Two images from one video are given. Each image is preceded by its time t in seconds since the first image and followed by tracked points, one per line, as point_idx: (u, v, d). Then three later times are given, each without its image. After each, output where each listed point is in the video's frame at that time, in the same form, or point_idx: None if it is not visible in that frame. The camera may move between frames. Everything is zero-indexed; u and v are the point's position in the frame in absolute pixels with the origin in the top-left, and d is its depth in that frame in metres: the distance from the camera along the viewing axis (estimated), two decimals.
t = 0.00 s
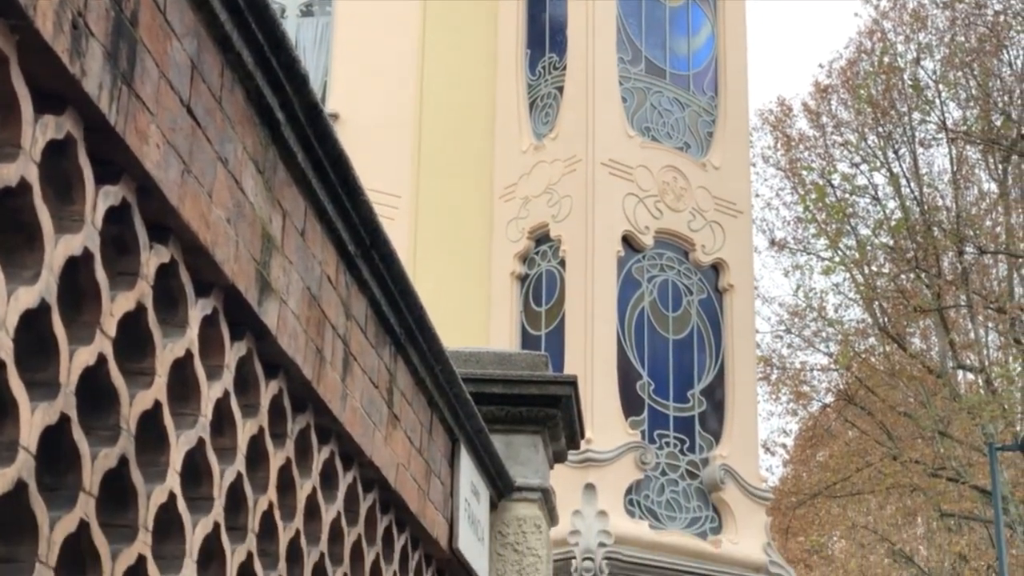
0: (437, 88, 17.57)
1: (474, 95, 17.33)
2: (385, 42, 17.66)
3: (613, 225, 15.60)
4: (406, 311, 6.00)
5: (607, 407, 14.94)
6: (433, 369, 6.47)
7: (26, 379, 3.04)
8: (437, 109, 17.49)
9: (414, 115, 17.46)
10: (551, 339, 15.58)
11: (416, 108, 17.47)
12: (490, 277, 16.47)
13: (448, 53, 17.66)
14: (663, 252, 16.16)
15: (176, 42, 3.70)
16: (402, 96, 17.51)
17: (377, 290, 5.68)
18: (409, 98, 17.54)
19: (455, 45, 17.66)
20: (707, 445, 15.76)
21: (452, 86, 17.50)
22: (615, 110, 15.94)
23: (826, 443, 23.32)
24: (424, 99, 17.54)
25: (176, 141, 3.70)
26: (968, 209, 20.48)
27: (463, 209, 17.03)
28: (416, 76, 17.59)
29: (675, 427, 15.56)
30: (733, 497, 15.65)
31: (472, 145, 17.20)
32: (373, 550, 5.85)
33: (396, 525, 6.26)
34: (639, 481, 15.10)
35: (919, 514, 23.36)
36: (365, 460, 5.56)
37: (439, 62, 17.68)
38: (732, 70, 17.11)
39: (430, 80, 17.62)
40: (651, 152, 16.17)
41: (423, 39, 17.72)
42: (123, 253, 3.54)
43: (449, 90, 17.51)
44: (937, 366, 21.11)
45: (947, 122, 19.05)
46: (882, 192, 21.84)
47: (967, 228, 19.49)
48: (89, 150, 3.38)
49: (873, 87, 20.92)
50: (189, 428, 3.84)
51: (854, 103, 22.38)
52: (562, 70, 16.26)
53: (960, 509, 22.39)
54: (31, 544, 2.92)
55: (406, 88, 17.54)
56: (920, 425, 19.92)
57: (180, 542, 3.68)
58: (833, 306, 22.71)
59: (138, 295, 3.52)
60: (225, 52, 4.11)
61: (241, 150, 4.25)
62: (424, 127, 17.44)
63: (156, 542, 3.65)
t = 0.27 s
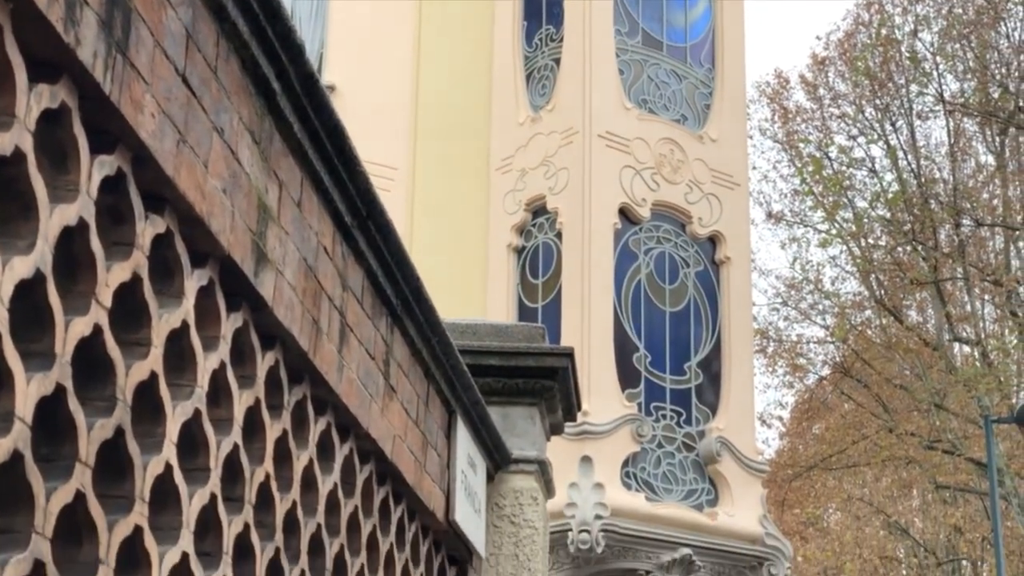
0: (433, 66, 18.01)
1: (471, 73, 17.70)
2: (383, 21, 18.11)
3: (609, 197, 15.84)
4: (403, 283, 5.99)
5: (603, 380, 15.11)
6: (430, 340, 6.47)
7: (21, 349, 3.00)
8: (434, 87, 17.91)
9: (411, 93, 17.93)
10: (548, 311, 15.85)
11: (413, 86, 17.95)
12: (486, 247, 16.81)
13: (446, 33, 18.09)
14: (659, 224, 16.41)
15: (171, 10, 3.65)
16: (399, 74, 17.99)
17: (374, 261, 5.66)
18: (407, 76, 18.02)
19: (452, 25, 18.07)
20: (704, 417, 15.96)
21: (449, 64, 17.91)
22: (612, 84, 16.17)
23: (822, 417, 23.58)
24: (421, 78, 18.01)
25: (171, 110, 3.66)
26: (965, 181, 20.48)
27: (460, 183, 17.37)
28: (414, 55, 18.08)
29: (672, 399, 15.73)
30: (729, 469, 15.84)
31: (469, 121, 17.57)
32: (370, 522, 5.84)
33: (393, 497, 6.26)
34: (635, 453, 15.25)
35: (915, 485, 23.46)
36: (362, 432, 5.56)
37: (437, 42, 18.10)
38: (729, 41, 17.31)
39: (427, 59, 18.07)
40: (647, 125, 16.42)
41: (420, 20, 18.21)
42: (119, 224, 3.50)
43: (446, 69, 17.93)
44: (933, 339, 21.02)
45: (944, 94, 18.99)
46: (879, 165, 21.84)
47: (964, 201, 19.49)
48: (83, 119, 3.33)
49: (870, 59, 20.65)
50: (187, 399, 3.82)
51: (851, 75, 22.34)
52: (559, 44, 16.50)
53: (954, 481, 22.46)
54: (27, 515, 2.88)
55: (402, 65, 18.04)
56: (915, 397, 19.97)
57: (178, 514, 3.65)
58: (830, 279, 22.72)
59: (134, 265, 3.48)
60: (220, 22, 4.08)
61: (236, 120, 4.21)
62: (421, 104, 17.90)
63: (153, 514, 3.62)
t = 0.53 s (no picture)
0: (429, 38, 18.00)
1: (468, 44, 17.71)
2: None
3: (607, 167, 15.87)
4: (402, 253, 5.99)
5: (601, 350, 15.16)
6: (429, 310, 6.47)
7: (20, 319, 2.99)
8: (431, 58, 17.90)
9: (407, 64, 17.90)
10: (545, 282, 15.89)
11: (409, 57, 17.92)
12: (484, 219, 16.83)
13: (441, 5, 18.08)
14: (658, 195, 16.40)
15: None
16: (396, 45, 17.95)
17: (373, 231, 5.65)
18: (403, 47, 17.99)
19: None
20: (702, 387, 16.03)
21: (446, 35, 17.92)
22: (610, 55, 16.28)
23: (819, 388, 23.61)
24: (417, 49, 17.98)
25: (170, 79, 3.64)
26: (964, 152, 20.46)
27: (457, 155, 17.39)
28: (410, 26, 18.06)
29: (670, 370, 15.80)
30: (727, 440, 15.87)
31: (466, 92, 17.59)
32: (369, 492, 5.85)
33: (392, 467, 6.26)
34: (633, 424, 15.31)
35: (911, 456, 23.57)
36: (361, 402, 5.56)
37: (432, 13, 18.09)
38: (729, 13, 17.25)
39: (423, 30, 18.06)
40: (645, 95, 16.45)
41: None
42: (117, 193, 3.49)
43: (443, 40, 17.93)
44: (931, 310, 20.96)
45: (943, 66, 18.95)
46: (878, 136, 21.80)
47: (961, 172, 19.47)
48: (81, 87, 3.31)
49: (869, 30, 20.74)
50: (186, 369, 3.82)
51: (850, 46, 22.28)
52: (557, 14, 16.58)
53: (951, 451, 22.55)
54: (27, 483, 2.87)
55: (399, 36, 18.00)
56: (913, 368, 20.02)
57: (177, 484, 3.66)
58: (828, 250, 22.73)
59: (133, 235, 3.46)
60: None
61: (235, 89, 4.19)
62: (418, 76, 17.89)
63: (153, 483, 3.62)
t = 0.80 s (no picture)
0: (428, 11, 17.97)
1: (467, 17, 17.69)
2: None
3: (606, 140, 15.85)
4: (402, 226, 5.98)
5: (600, 323, 15.19)
6: (427, 283, 6.45)
7: (19, 290, 2.97)
8: (430, 32, 17.87)
9: (406, 37, 17.87)
10: (544, 255, 15.93)
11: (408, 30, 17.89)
12: (484, 192, 16.80)
13: None
14: (657, 167, 16.37)
15: None
16: (394, 18, 17.92)
17: (371, 203, 5.63)
18: (402, 20, 17.96)
19: None
20: (700, 360, 16.08)
21: (445, 9, 17.90)
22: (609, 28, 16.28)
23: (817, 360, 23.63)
24: (416, 22, 17.95)
25: (167, 50, 3.61)
26: (963, 125, 20.42)
27: (456, 128, 17.36)
28: None
29: (669, 343, 15.83)
30: (725, 413, 15.92)
31: (465, 65, 17.56)
32: (368, 465, 5.84)
33: (391, 441, 6.26)
34: (631, 396, 15.33)
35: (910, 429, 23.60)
36: (360, 374, 5.55)
37: None
38: None
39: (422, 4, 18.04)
40: (644, 68, 16.45)
41: None
42: (115, 164, 3.46)
43: (442, 13, 17.91)
44: (930, 283, 20.96)
45: (943, 38, 18.88)
46: (877, 109, 21.74)
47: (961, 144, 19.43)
48: (79, 58, 3.28)
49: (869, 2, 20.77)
50: (185, 342, 3.81)
51: (850, 18, 22.21)
52: None
53: (949, 424, 22.57)
54: (26, 457, 2.87)
55: (397, 9, 17.97)
56: (911, 341, 20.02)
57: (177, 456, 3.65)
58: (827, 223, 22.70)
59: (131, 207, 3.45)
60: None
61: (233, 60, 4.16)
62: (417, 49, 17.85)
63: (152, 456, 3.62)
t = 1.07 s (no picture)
0: None
1: None
2: None
3: (605, 113, 15.84)
4: (401, 200, 5.97)
5: (599, 297, 15.22)
6: (426, 257, 6.45)
7: (17, 263, 2.96)
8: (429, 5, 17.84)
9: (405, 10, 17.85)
10: (543, 228, 15.95)
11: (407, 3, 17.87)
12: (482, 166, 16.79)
13: None
14: (656, 141, 16.36)
15: None
16: None
17: (371, 177, 5.63)
18: None
19: None
20: (699, 334, 16.09)
21: None
22: (608, 1, 16.28)
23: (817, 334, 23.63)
24: None
25: (165, 23, 3.59)
26: (963, 99, 20.38)
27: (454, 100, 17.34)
28: None
29: (668, 317, 15.84)
30: (723, 386, 15.96)
31: (464, 38, 17.54)
32: (367, 438, 5.85)
33: (390, 414, 6.27)
34: (630, 370, 15.37)
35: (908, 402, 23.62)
36: (359, 348, 5.56)
37: None
38: None
39: None
40: (643, 42, 16.44)
41: None
42: (113, 137, 3.45)
43: None
44: (929, 257, 20.94)
45: (942, 12, 18.82)
46: (877, 82, 21.69)
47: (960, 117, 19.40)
48: (77, 30, 3.26)
49: None
50: (183, 314, 3.81)
51: None
52: None
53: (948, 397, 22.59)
54: (25, 429, 2.87)
55: None
56: (910, 315, 20.04)
57: (176, 429, 3.65)
58: (826, 196, 22.69)
59: (129, 180, 3.44)
60: None
61: (231, 33, 4.15)
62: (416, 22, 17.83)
63: (151, 428, 3.62)
